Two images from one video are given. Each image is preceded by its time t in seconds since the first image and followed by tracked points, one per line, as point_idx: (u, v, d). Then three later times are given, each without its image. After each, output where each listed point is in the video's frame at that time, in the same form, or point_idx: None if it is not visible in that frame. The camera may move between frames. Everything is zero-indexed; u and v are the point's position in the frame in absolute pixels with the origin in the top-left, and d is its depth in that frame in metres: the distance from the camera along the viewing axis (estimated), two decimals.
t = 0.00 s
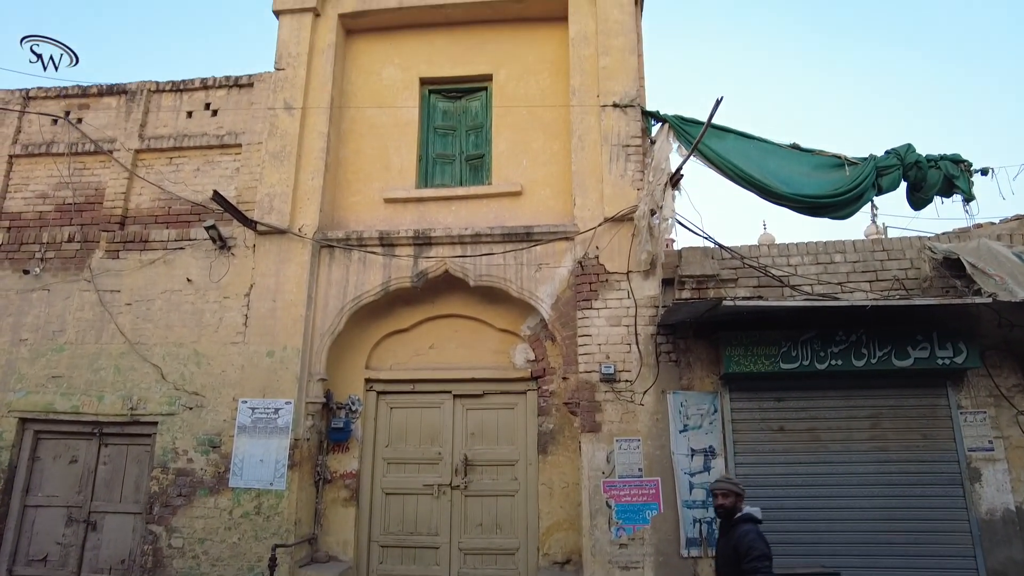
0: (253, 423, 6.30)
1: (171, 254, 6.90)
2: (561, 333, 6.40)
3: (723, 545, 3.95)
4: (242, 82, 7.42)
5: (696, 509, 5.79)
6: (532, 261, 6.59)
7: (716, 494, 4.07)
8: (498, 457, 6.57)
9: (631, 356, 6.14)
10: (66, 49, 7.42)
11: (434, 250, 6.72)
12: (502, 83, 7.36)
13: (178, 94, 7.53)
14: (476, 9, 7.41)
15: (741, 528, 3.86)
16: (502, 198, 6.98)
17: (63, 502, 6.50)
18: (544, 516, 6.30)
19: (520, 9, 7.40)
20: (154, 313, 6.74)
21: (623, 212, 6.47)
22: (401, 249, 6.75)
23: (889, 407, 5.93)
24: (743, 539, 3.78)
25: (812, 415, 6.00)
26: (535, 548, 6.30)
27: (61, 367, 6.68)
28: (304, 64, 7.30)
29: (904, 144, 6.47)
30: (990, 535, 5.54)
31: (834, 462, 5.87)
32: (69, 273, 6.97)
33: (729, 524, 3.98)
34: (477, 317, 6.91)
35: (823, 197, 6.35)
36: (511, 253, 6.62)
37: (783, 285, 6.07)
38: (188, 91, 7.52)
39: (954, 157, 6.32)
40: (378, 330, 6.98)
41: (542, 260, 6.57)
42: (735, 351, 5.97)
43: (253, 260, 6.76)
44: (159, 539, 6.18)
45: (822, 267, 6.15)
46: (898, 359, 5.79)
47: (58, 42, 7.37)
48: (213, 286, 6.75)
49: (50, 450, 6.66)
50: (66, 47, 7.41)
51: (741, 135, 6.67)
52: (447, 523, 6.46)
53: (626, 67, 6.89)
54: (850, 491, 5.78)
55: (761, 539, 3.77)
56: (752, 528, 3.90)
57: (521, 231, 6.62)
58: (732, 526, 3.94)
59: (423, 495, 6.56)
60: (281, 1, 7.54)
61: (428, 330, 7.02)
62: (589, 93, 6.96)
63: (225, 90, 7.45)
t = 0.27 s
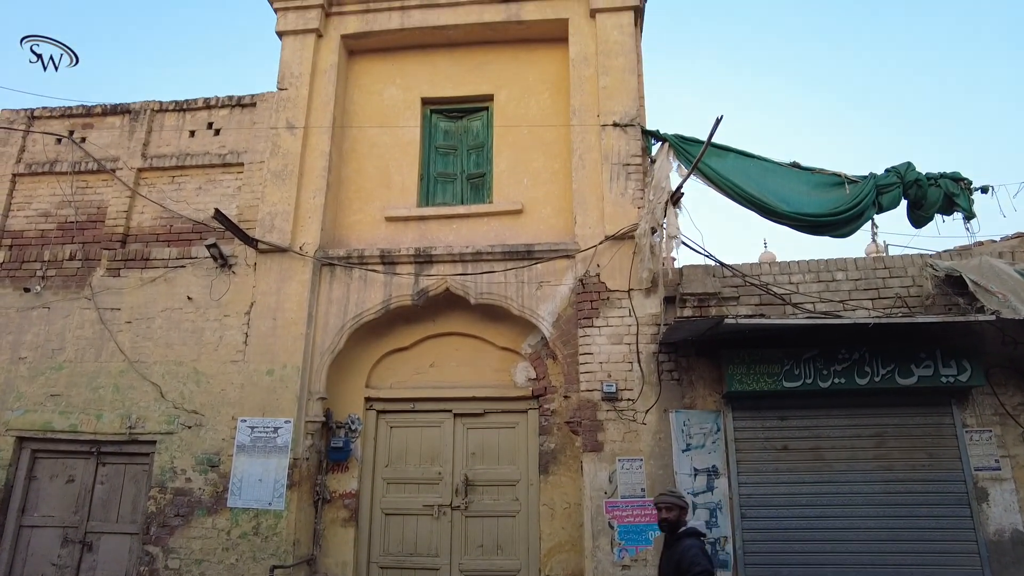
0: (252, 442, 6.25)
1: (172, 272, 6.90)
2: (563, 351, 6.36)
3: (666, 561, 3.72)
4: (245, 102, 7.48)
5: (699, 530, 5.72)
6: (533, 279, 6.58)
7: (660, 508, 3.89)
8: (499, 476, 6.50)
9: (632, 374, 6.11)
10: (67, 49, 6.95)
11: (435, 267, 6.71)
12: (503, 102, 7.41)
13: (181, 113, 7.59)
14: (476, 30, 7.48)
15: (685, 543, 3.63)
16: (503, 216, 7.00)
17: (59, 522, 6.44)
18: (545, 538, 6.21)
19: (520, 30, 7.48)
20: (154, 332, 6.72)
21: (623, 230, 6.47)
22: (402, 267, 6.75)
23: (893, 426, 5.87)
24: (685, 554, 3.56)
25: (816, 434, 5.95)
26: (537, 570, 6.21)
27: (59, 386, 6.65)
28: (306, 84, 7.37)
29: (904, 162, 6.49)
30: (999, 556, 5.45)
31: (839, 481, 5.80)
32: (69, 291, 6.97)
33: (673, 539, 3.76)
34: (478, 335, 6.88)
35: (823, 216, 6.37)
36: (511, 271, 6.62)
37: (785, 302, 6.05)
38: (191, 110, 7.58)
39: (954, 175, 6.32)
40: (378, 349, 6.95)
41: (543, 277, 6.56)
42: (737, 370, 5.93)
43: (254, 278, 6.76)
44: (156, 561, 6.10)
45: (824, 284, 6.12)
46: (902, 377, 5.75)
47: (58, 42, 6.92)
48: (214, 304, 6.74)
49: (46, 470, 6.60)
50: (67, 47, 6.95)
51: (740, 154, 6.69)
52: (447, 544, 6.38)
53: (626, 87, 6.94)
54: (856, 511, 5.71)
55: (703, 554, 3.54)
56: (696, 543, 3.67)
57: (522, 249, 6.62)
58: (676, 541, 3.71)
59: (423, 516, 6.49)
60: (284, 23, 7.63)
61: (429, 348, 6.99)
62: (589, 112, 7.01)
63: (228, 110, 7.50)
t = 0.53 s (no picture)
0: (252, 456, 6.23)
1: (174, 285, 6.91)
2: (564, 364, 6.34)
3: None
4: (247, 116, 7.52)
5: (702, 544, 5.68)
6: (534, 291, 6.58)
7: (597, 532, 3.73)
8: (500, 490, 6.47)
9: (634, 387, 6.09)
10: (68, 49, 6.70)
11: (436, 280, 6.72)
12: (504, 116, 7.45)
13: (184, 127, 7.64)
14: (478, 45, 7.54)
15: (619, 568, 3.49)
16: (504, 229, 7.01)
17: (57, 536, 6.40)
18: (546, 552, 6.16)
19: (521, 44, 7.53)
20: (155, 344, 6.72)
21: (624, 242, 6.48)
22: (403, 280, 6.75)
23: (896, 439, 5.84)
24: None
25: (818, 448, 5.92)
26: None
27: (60, 398, 6.64)
28: (309, 98, 7.42)
29: (904, 174, 6.50)
30: (1005, 571, 5.40)
31: (842, 495, 5.76)
32: (71, 303, 6.97)
33: (609, 563, 3.61)
34: (479, 348, 6.87)
35: (823, 229, 6.38)
36: (512, 284, 6.62)
37: (786, 315, 6.04)
38: (194, 124, 7.62)
39: (953, 188, 6.34)
40: (379, 361, 6.94)
41: (544, 290, 6.56)
42: (739, 383, 5.91)
43: (255, 291, 6.76)
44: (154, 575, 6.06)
45: (825, 297, 6.11)
46: (905, 390, 5.73)
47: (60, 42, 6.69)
48: (215, 317, 6.74)
49: (45, 483, 6.57)
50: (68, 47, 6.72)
51: (741, 167, 6.71)
52: (448, 559, 6.33)
53: (627, 101, 6.98)
54: (859, 525, 5.67)
55: None
56: (631, 566, 3.53)
57: (523, 261, 6.62)
58: (611, 566, 3.56)
59: (423, 530, 6.45)
60: (287, 38, 7.69)
61: (429, 361, 6.97)
62: (590, 126, 7.04)
63: (231, 123, 7.55)
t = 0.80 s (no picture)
0: (252, 467, 6.20)
1: (175, 296, 6.91)
2: (565, 375, 6.33)
3: None
4: (249, 127, 7.56)
5: (704, 556, 5.64)
6: (535, 301, 6.57)
7: (534, 539, 3.59)
8: (501, 502, 6.44)
9: (635, 398, 6.07)
10: (69, 48, 6.65)
11: (437, 290, 6.72)
12: (505, 128, 7.49)
13: (186, 138, 7.67)
14: (478, 57, 7.59)
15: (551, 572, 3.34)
16: (505, 239, 7.02)
17: (56, 548, 6.37)
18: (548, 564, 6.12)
19: (522, 56, 7.58)
20: (156, 355, 6.72)
21: (624, 252, 6.48)
22: (404, 290, 6.76)
23: (899, 450, 5.81)
24: None
25: (820, 459, 5.89)
26: None
27: (60, 409, 6.63)
28: (310, 110, 7.46)
29: (904, 185, 6.51)
30: None
31: (845, 506, 5.73)
32: (72, 314, 6.98)
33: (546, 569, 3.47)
34: (479, 359, 6.86)
35: (823, 239, 6.39)
36: (513, 294, 6.62)
37: (787, 325, 6.03)
38: (196, 135, 7.66)
39: (953, 198, 6.35)
40: (380, 372, 6.92)
41: (545, 300, 6.56)
42: (741, 394, 5.90)
43: (256, 301, 6.77)
44: None
45: (826, 307, 6.11)
46: (907, 401, 5.71)
47: (60, 42, 6.63)
48: (215, 327, 6.74)
49: (44, 494, 6.55)
50: (69, 46, 6.66)
51: (741, 177, 6.73)
52: (448, 571, 6.29)
53: (627, 112, 7.01)
54: (862, 537, 5.63)
55: None
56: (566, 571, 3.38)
57: (523, 271, 6.62)
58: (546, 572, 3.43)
59: (424, 542, 6.41)
60: (289, 50, 7.74)
61: (430, 372, 6.96)
62: (590, 137, 7.07)
63: (232, 134, 7.58)
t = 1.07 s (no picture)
0: (251, 478, 6.18)
1: (175, 306, 6.92)
2: (566, 386, 6.31)
3: None
4: (251, 138, 7.59)
5: (706, 568, 5.61)
6: (535, 312, 6.57)
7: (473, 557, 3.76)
8: (501, 513, 6.41)
9: (636, 409, 6.05)
10: (69, 49, 6.71)
11: (437, 301, 6.72)
12: (505, 139, 7.52)
13: (188, 149, 7.70)
14: (479, 68, 7.63)
15: None
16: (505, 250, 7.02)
17: (54, 560, 6.34)
18: None
19: (522, 68, 7.62)
20: (156, 365, 6.72)
21: (624, 263, 6.49)
22: (404, 301, 6.76)
23: (901, 461, 5.79)
24: None
25: (822, 470, 5.86)
26: None
27: (59, 420, 6.62)
28: (311, 121, 7.49)
29: (904, 195, 6.52)
30: None
31: (847, 518, 5.70)
32: (72, 324, 6.98)
33: None
34: (480, 369, 6.84)
35: (823, 250, 6.39)
36: (514, 305, 6.62)
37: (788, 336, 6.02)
38: (198, 146, 7.69)
39: (953, 209, 6.35)
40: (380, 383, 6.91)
41: (545, 310, 6.56)
42: (742, 405, 5.89)
43: (257, 312, 6.77)
44: None
45: (827, 317, 6.10)
46: (908, 411, 5.69)
47: (60, 42, 6.70)
48: (216, 338, 6.74)
49: (43, 505, 6.53)
50: (68, 47, 6.73)
51: (741, 188, 6.74)
52: None
53: (627, 123, 7.04)
54: (865, 549, 5.59)
55: None
56: None
57: (523, 281, 6.63)
58: None
59: (424, 554, 6.37)
60: (290, 62, 7.79)
61: (430, 383, 6.94)
62: (590, 148, 7.09)
63: (234, 145, 7.61)
